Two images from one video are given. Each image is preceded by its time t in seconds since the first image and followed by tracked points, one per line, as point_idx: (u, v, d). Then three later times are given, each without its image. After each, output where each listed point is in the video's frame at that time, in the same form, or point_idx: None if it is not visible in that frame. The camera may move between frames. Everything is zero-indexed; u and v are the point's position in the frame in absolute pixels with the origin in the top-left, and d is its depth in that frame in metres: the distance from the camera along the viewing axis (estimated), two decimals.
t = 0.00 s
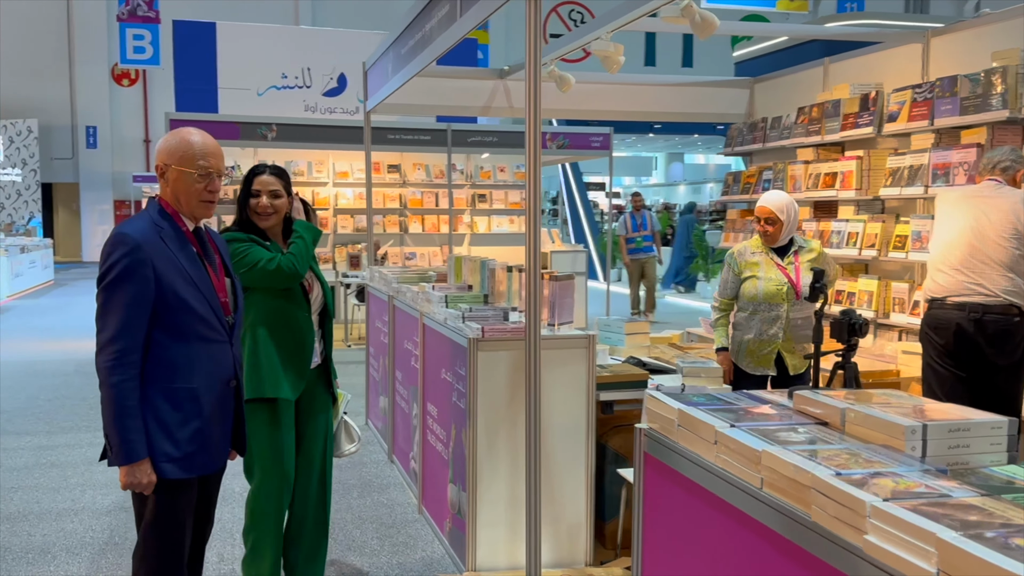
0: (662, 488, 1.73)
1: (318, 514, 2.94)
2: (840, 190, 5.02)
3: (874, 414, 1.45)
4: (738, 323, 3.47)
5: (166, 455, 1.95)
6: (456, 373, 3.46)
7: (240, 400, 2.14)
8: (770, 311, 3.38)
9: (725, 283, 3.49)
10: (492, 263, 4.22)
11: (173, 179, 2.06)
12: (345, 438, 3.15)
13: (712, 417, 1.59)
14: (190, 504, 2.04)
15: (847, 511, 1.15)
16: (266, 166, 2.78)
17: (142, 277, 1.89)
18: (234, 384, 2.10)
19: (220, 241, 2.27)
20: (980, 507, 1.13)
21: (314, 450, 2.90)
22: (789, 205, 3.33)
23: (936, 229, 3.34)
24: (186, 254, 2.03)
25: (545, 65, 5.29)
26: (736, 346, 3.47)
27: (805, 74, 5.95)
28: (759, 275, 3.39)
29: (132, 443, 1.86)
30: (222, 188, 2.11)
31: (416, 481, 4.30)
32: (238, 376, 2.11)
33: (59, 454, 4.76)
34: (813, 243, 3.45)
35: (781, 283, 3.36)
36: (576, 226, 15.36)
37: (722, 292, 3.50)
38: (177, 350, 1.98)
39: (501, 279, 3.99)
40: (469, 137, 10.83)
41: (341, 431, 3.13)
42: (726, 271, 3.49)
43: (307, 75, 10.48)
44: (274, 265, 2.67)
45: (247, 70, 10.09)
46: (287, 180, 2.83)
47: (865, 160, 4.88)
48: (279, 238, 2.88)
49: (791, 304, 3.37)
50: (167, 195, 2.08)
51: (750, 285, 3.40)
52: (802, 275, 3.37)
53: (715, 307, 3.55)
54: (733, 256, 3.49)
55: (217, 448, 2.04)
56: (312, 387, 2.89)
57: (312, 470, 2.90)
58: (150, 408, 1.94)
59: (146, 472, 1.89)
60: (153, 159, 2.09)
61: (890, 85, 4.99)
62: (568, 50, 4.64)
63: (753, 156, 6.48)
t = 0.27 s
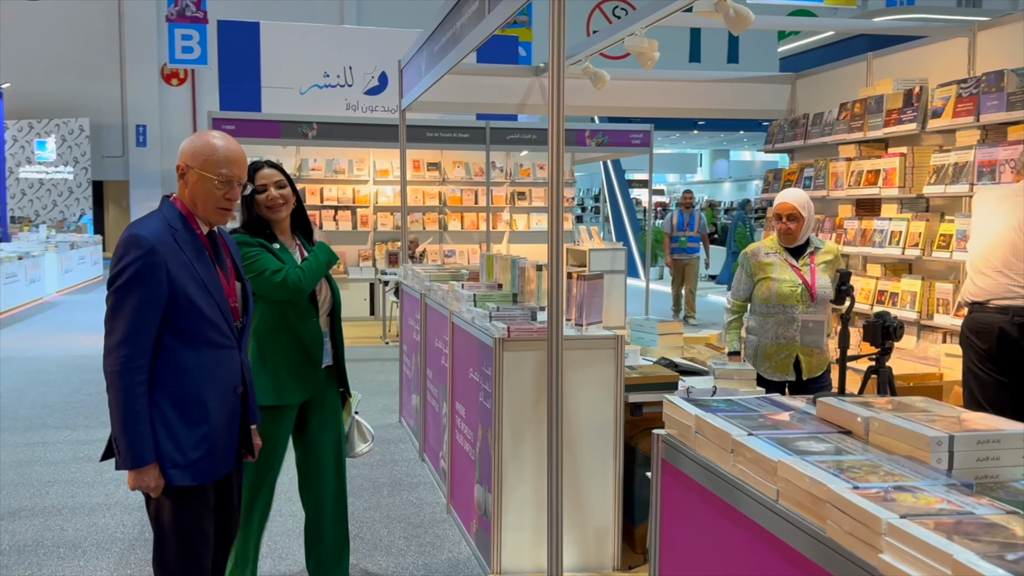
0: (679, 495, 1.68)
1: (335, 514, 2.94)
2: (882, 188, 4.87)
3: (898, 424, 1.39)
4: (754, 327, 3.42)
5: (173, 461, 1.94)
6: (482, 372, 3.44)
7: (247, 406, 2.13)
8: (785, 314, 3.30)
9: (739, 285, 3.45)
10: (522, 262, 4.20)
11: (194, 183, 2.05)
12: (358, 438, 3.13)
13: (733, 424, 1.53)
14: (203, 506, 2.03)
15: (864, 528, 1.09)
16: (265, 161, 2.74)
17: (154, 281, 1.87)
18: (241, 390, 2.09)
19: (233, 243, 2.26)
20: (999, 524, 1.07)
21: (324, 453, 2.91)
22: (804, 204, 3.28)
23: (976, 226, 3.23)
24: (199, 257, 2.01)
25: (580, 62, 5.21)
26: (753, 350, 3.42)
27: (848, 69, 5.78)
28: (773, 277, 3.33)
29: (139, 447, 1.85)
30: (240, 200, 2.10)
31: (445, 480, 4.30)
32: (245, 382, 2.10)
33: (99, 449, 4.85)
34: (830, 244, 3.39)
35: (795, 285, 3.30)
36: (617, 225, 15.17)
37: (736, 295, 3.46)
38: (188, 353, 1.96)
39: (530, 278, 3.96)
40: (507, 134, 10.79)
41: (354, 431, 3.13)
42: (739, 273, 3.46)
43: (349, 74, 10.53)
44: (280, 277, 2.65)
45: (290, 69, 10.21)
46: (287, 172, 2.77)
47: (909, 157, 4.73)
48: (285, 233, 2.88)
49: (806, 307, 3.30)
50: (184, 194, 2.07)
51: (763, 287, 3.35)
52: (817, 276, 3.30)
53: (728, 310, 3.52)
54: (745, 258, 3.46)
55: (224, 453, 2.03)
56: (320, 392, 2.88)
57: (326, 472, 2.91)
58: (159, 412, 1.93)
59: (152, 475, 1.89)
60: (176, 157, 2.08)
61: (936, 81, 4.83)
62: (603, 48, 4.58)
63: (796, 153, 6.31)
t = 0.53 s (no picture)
0: (706, 502, 1.64)
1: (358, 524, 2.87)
2: (936, 187, 4.72)
3: (930, 432, 1.40)
4: (790, 330, 3.36)
5: (183, 468, 1.90)
6: (519, 373, 3.43)
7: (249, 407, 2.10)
8: (823, 317, 3.25)
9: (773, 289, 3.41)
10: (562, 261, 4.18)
11: (191, 189, 1.97)
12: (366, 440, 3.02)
13: (757, 430, 1.49)
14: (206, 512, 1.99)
15: (882, 540, 1.05)
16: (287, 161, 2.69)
17: (158, 290, 1.81)
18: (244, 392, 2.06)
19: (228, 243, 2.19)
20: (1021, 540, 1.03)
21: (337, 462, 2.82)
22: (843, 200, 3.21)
23: None
24: (199, 262, 1.95)
25: (624, 59, 5.17)
26: (791, 354, 3.36)
27: (903, 64, 5.61)
28: (809, 279, 3.27)
29: (147, 458, 1.81)
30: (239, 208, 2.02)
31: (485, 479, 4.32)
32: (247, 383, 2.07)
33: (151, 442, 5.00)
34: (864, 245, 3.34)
35: (832, 286, 3.24)
36: (668, 224, 14.98)
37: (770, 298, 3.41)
38: (193, 360, 1.91)
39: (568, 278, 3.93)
40: (555, 132, 10.83)
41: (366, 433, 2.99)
42: (774, 274, 3.40)
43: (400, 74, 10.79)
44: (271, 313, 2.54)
45: (343, 70, 10.41)
46: (310, 173, 2.73)
47: (964, 155, 4.57)
48: (299, 236, 2.78)
49: (846, 310, 3.23)
50: (182, 201, 2.00)
51: (799, 290, 3.30)
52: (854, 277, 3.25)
53: (764, 312, 3.48)
54: (779, 258, 3.38)
55: (231, 457, 2.00)
56: (322, 395, 2.77)
57: (343, 480, 2.81)
58: (165, 419, 1.88)
59: (162, 482, 1.86)
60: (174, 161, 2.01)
61: (994, 76, 4.67)
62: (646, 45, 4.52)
63: (849, 151, 6.16)
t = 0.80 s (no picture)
0: (735, 509, 1.58)
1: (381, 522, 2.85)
2: (996, 185, 4.54)
3: (961, 441, 1.35)
4: (837, 334, 3.27)
5: (158, 467, 1.91)
6: (559, 372, 3.39)
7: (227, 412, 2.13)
8: (872, 320, 3.16)
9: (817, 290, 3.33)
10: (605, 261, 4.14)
11: (171, 192, 2.01)
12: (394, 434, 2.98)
13: (783, 436, 1.43)
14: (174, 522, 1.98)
15: (901, 553, 0.99)
16: (314, 162, 2.74)
17: (131, 286, 1.85)
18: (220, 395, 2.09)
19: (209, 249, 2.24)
20: None
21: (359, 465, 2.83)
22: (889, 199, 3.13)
23: None
24: (176, 263, 1.99)
25: (670, 56, 5.07)
26: (839, 359, 3.26)
27: (963, 59, 5.40)
28: (855, 281, 3.18)
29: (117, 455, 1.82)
30: (218, 207, 2.06)
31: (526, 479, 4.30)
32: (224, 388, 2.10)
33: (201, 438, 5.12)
34: (911, 246, 3.26)
35: (880, 289, 3.15)
36: (724, 223, 14.70)
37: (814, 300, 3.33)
38: (168, 359, 1.94)
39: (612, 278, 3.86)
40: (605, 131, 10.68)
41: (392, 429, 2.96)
42: (818, 276, 3.32)
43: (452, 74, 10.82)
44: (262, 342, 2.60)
45: (394, 71, 10.53)
46: (338, 176, 2.77)
47: None
48: (325, 237, 2.82)
49: (894, 311, 3.14)
50: (161, 204, 2.03)
51: (845, 293, 3.20)
52: (902, 279, 3.15)
53: (806, 314, 3.41)
54: (824, 259, 3.30)
55: (206, 459, 2.01)
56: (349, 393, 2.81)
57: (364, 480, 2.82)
58: (140, 418, 1.90)
59: (135, 480, 1.86)
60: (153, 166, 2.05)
61: None
62: (693, 41, 4.42)
63: (907, 148, 5.96)
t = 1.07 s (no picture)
0: (769, 514, 1.54)
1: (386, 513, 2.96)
2: None
3: (1003, 448, 1.29)
4: (892, 336, 3.19)
5: (137, 456, 1.94)
6: (605, 373, 3.36)
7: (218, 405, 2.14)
8: (930, 322, 3.07)
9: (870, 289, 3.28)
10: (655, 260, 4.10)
11: (165, 182, 2.03)
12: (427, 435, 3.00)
13: (818, 441, 1.39)
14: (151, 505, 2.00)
15: (926, 562, 0.95)
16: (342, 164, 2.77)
17: (117, 274, 1.87)
18: (211, 387, 2.10)
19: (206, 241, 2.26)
20: None
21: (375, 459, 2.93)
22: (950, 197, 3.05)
23: None
24: (168, 252, 2.01)
25: (726, 53, 4.98)
26: (894, 362, 3.17)
27: None
28: (911, 281, 3.10)
29: (95, 443, 1.85)
30: (212, 197, 2.07)
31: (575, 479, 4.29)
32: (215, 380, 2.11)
33: (257, 433, 5.27)
34: (972, 247, 3.13)
35: (937, 290, 3.05)
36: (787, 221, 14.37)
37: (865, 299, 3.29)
38: (154, 347, 1.96)
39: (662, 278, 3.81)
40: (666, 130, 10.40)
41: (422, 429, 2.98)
42: (873, 275, 3.25)
43: (510, 73, 10.95)
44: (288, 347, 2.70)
45: (452, 72, 10.61)
46: (365, 178, 2.81)
47: None
48: (353, 237, 2.88)
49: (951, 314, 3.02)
50: (154, 193, 2.05)
51: (901, 294, 3.13)
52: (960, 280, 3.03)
53: (856, 313, 3.36)
54: (880, 260, 3.22)
55: (190, 450, 2.02)
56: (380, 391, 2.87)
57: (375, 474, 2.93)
58: (122, 405, 1.94)
59: (110, 470, 1.89)
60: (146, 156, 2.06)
61: None
62: (747, 38, 4.35)
63: (976, 145, 5.74)
